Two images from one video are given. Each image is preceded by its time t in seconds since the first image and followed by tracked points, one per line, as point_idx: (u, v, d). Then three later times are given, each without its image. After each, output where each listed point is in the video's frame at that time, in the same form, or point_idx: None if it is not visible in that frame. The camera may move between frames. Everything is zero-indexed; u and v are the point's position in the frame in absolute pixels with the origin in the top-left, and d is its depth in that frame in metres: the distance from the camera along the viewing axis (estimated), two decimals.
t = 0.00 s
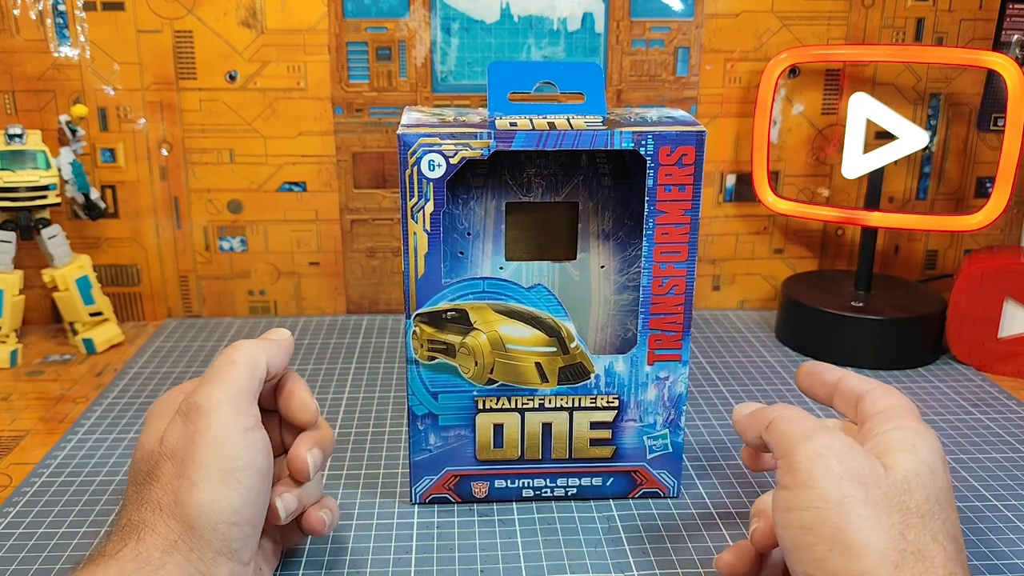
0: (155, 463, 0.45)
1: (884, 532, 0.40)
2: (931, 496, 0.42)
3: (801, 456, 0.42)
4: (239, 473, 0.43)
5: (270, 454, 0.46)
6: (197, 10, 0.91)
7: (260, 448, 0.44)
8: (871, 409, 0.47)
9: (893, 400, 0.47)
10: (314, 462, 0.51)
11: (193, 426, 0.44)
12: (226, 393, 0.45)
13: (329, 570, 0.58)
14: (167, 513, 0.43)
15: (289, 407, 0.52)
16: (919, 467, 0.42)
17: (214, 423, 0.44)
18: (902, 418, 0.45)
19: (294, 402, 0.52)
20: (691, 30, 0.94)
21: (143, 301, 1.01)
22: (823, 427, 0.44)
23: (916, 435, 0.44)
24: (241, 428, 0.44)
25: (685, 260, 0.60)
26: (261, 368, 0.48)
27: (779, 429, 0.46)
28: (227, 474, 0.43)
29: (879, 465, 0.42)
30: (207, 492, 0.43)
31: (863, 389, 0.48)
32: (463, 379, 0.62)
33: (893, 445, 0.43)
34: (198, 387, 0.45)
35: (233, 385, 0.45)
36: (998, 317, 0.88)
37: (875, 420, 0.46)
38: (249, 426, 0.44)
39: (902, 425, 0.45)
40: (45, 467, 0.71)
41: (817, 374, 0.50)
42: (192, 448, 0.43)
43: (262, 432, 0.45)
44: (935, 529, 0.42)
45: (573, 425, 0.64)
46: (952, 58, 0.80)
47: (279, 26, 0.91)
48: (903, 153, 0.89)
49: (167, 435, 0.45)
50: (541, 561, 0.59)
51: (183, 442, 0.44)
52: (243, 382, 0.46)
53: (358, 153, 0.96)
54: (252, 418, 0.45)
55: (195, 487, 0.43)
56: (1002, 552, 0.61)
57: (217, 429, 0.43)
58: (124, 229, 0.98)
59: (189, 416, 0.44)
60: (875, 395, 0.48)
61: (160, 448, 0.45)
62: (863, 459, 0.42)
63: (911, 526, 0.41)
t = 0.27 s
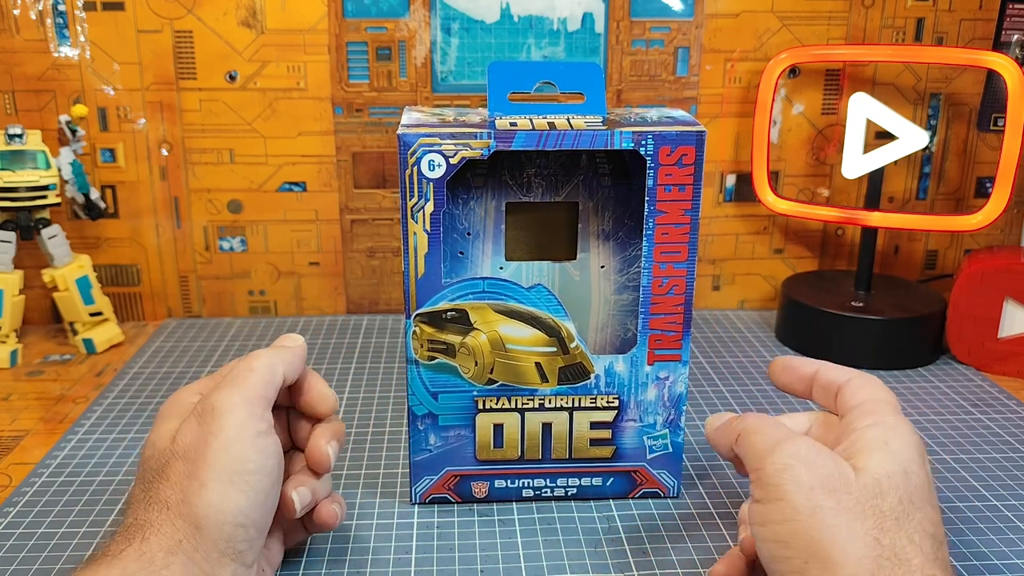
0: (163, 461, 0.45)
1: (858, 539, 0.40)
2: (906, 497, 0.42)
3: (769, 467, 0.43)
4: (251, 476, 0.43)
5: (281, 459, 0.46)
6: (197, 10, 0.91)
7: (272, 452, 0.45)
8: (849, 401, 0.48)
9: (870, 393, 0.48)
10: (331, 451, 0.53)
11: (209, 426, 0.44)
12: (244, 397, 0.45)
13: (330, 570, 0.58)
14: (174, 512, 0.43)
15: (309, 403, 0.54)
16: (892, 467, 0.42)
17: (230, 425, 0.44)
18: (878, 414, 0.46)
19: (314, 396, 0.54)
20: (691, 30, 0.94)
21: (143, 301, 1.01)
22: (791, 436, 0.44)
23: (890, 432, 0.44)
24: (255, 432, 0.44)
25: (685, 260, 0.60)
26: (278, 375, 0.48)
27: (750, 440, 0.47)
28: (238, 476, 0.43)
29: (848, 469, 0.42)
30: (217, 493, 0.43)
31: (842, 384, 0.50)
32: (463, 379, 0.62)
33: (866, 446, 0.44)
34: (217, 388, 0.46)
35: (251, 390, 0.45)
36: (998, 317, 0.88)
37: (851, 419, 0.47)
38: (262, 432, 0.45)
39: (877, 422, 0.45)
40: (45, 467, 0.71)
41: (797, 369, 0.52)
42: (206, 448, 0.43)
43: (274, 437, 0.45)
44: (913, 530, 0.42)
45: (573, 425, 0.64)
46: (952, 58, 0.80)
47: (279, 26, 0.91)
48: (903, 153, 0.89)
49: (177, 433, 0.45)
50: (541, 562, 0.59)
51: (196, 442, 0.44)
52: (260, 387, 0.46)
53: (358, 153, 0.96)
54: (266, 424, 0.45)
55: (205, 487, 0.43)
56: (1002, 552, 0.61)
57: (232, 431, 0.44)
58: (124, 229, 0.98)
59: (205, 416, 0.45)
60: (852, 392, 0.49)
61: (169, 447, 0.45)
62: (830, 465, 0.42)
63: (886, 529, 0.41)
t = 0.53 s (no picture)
0: (174, 458, 0.45)
1: (842, 539, 0.40)
2: (895, 495, 0.41)
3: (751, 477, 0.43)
4: (260, 484, 0.43)
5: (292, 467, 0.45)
6: (197, 10, 0.91)
7: (285, 461, 0.44)
8: (839, 399, 0.48)
9: (861, 390, 0.48)
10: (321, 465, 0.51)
11: (226, 427, 0.43)
12: (264, 400, 0.44)
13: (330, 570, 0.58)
14: (180, 513, 0.43)
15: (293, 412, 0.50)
16: (877, 466, 0.42)
17: (246, 429, 0.43)
18: (868, 413, 0.46)
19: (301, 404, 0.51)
20: (691, 30, 0.94)
21: (143, 301, 1.01)
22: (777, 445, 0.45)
23: (878, 432, 0.44)
24: (271, 439, 0.43)
25: (685, 260, 0.60)
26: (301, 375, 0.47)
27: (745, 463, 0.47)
28: (248, 483, 0.42)
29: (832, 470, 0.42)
30: (226, 499, 0.42)
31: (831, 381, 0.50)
32: (463, 379, 0.62)
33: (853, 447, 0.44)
34: (238, 386, 0.45)
35: (271, 393, 0.45)
36: (998, 317, 0.88)
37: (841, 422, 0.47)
38: (276, 438, 0.44)
39: (866, 422, 0.45)
40: (45, 467, 0.71)
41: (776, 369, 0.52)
42: (220, 450, 0.43)
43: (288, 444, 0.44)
44: (902, 529, 0.41)
45: (573, 425, 0.64)
46: (953, 58, 0.80)
47: (279, 26, 0.92)
48: (903, 152, 0.89)
49: (189, 435, 0.45)
50: (541, 561, 0.59)
51: (211, 443, 0.43)
52: (280, 390, 0.45)
53: (358, 153, 0.96)
54: (281, 430, 0.44)
55: (214, 491, 0.42)
56: (1002, 552, 0.61)
57: (248, 435, 0.43)
58: (124, 229, 0.98)
59: (223, 416, 0.44)
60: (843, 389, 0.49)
61: (182, 446, 0.45)
62: (811, 465, 0.42)
63: (873, 526, 0.40)
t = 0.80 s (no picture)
0: (181, 458, 0.44)
1: (833, 547, 0.40)
2: (884, 499, 0.42)
3: (740, 483, 0.43)
4: (268, 483, 0.43)
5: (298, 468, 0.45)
6: (197, 10, 0.91)
7: (293, 461, 0.44)
8: (816, 396, 0.49)
9: (838, 387, 0.48)
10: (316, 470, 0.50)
11: (234, 428, 0.43)
12: (274, 403, 0.44)
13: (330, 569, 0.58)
14: (186, 512, 0.42)
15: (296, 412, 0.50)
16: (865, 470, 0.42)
17: (255, 429, 0.43)
18: (851, 409, 0.46)
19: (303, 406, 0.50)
20: (691, 30, 0.94)
21: (143, 301, 1.01)
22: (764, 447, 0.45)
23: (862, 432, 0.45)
24: (279, 439, 0.44)
25: (685, 260, 0.60)
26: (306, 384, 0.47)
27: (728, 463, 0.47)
28: (256, 483, 0.42)
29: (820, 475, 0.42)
30: (233, 497, 0.42)
31: (802, 376, 0.50)
32: (463, 379, 0.62)
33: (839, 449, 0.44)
34: (246, 390, 0.45)
35: (280, 396, 0.45)
36: (998, 317, 0.88)
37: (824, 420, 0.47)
38: (284, 439, 0.44)
39: (849, 421, 0.46)
40: (45, 467, 0.71)
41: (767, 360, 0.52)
42: (229, 449, 0.43)
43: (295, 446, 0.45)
44: (892, 534, 0.41)
45: (573, 425, 0.64)
46: (953, 58, 0.80)
47: (279, 26, 0.92)
48: (903, 152, 0.89)
49: (198, 436, 0.45)
50: (541, 561, 0.59)
51: (219, 442, 0.43)
52: (288, 393, 0.45)
53: (358, 153, 0.96)
54: (288, 432, 0.44)
55: (221, 489, 0.42)
56: (1002, 552, 0.61)
57: (255, 435, 0.43)
58: (124, 229, 0.98)
59: (232, 418, 0.44)
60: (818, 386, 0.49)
61: (189, 446, 0.44)
62: (801, 473, 0.42)
63: (863, 536, 0.41)
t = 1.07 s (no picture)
0: (182, 459, 0.44)
1: (933, 505, 0.36)
2: (997, 476, 0.37)
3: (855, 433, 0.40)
4: (272, 483, 0.43)
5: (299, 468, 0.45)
6: (197, 10, 0.91)
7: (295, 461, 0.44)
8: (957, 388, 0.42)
9: (986, 382, 0.42)
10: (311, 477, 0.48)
11: (237, 429, 0.43)
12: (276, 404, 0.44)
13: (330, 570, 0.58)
14: (191, 512, 0.42)
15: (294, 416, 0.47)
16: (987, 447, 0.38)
17: (258, 429, 0.43)
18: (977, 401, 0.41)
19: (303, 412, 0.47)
20: (691, 30, 0.94)
21: (143, 301, 1.01)
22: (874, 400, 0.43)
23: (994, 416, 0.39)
24: (281, 439, 0.44)
25: (685, 260, 0.60)
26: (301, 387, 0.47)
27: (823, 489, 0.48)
28: (261, 482, 0.42)
29: (940, 442, 0.38)
30: (239, 496, 0.42)
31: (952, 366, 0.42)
32: (463, 379, 0.62)
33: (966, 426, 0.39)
34: (245, 392, 0.45)
35: (280, 398, 0.45)
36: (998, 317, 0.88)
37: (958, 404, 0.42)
38: (285, 439, 0.44)
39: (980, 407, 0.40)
40: (45, 467, 0.71)
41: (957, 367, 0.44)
42: (233, 450, 0.43)
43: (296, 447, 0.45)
44: (997, 509, 0.37)
45: (573, 425, 0.64)
46: (952, 58, 0.80)
47: (279, 26, 0.92)
48: (903, 152, 0.89)
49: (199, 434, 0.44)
50: (541, 561, 0.59)
51: (222, 442, 0.43)
52: (287, 395, 0.45)
53: (358, 153, 0.96)
54: (289, 433, 0.44)
55: (226, 490, 0.42)
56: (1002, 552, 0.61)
57: (259, 436, 0.43)
58: (124, 229, 0.98)
59: (233, 418, 0.44)
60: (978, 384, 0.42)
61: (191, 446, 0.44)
62: (916, 431, 0.39)
63: (964, 500, 0.37)
